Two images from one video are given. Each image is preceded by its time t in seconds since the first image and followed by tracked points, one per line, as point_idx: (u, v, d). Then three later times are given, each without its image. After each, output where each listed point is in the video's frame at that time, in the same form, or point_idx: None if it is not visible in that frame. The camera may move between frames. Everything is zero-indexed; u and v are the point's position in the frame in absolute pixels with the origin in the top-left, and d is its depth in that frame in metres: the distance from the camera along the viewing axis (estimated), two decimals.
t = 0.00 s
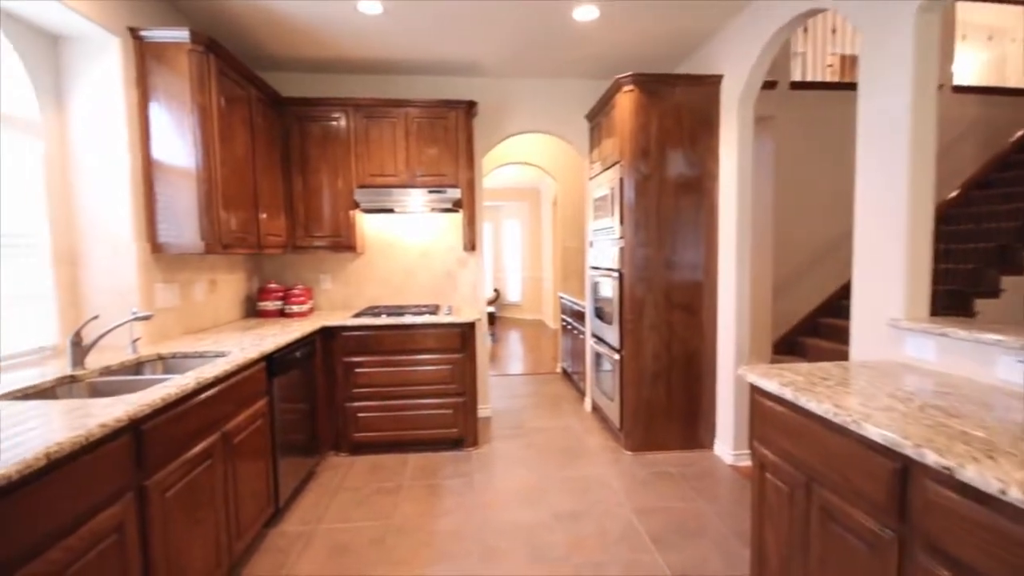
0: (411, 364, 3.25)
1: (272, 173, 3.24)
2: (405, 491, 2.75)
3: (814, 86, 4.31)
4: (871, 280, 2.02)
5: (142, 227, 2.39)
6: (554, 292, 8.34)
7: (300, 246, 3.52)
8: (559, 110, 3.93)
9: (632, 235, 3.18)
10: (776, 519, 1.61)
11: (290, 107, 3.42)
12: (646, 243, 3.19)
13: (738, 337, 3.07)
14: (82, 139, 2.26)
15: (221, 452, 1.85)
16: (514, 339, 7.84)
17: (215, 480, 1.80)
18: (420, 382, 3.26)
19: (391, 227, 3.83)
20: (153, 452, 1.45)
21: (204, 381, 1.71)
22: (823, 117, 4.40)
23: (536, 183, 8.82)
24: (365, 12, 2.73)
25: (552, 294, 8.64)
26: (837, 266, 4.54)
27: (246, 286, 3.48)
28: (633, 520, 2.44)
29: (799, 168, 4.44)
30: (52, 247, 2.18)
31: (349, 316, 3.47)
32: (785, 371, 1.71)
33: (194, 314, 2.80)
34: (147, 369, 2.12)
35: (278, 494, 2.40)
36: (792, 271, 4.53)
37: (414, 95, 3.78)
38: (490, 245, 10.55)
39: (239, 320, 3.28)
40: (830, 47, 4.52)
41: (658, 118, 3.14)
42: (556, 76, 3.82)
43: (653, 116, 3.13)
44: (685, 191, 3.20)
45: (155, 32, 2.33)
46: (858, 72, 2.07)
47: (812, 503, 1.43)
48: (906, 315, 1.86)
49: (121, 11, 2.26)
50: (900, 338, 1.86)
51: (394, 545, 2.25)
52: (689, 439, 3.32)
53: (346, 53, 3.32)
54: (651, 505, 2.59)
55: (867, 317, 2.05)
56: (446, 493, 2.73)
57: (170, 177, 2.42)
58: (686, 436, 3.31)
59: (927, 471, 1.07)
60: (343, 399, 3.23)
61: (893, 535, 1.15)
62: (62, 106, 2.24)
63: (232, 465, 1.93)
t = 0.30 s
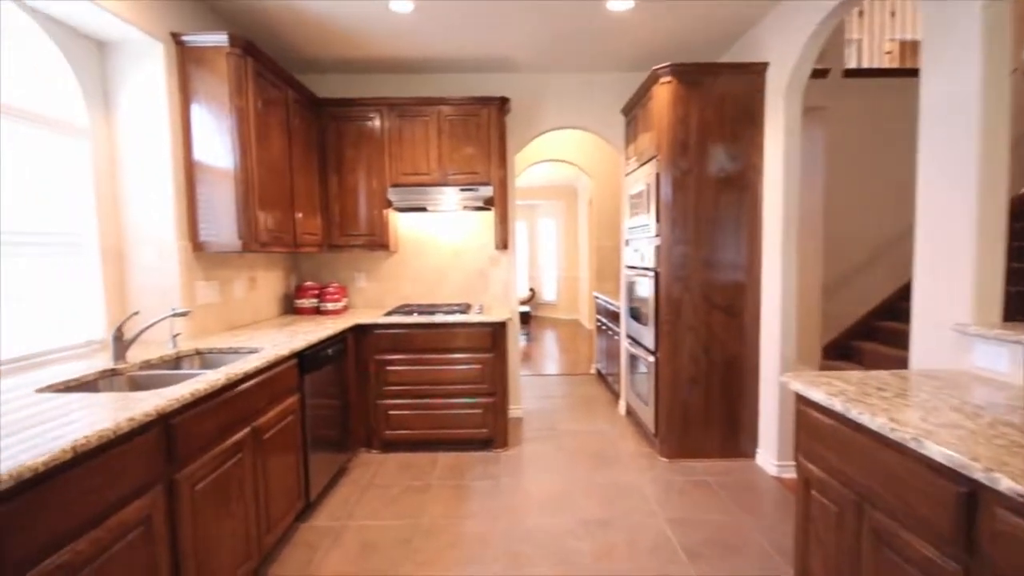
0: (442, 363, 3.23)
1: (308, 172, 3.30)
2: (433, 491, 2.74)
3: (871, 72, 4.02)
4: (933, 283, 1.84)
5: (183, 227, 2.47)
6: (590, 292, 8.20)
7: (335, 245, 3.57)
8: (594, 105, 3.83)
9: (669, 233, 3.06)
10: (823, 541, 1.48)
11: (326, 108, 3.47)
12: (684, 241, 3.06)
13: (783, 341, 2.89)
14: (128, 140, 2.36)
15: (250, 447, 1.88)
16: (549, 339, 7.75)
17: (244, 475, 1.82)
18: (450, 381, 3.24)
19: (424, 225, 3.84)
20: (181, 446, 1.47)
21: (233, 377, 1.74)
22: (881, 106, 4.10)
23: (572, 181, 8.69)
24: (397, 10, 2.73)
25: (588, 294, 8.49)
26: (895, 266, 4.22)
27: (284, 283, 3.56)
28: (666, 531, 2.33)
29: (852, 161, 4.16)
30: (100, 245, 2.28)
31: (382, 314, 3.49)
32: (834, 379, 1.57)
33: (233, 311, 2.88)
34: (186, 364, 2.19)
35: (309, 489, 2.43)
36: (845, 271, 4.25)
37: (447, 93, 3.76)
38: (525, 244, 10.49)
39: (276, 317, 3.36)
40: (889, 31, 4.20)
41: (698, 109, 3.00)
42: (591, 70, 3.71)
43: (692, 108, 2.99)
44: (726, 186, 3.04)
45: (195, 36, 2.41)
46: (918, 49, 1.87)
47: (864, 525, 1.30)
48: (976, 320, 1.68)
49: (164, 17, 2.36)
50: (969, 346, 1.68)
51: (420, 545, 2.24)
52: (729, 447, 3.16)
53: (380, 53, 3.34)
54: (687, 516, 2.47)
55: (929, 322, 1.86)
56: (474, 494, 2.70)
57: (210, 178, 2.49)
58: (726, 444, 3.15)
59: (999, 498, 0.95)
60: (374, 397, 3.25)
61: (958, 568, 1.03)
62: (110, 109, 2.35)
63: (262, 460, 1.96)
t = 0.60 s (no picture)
0: (471, 363, 3.20)
1: (343, 172, 3.34)
2: (460, 492, 2.71)
3: (936, 57, 3.72)
4: (1006, 286, 1.65)
5: (222, 227, 2.55)
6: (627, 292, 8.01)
7: (369, 244, 3.61)
8: (631, 99, 3.70)
9: (708, 232, 2.91)
10: (873, 568, 1.35)
11: (360, 109, 3.52)
12: (724, 239, 2.91)
13: (832, 347, 2.70)
14: (172, 142, 2.47)
15: (279, 443, 1.90)
16: (586, 340, 7.62)
17: (272, 471, 1.85)
18: (479, 382, 3.21)
19: (457, 224, 3.82)
20: (208, 441, 1.50)
21: (260, 374, 1.76)
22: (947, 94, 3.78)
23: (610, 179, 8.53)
24: (428, 8, 2.72)
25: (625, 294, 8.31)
26: (962, 267, 3.89)
27: (320, 282, 3.63)
28: (701, 546, 2.21)
29: (914, 153, 3.86)
30: (145, 243, 2.38)
31: (413, 313, 3.50)
32: (889, 391, 1.43)
33: (270, 308, 2.95)
34: (222, 359, 2.25)
35: (338, 486, 2.45)
36: (904, 273, 3.94)
37: (480, 91, 3.73)
38: (562, 243, 10.38)
39: (312, 314, 3.42)
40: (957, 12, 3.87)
41: (740, 100, 2.84)
42: (628, 63, 3.59)
43: (733, 100, 2.84)
44: (771, 181, 2.87)
45: (234, 41, 2.49)
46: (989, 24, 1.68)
47: (921, 555, 1.17)
48: None
49: (204, 24, 2.44)
50: None
51: (445, 547, 2.22)
52: (772, 458, 2.98)
53: (413, 52, 3.35)
54: (724, 531, 2.34)
55: (1000, 328, 1.68)
56: (502, 497, 2.66)
57: (247, 179, 2.56)
58: (768, 455, 2.98)
59: None
60: (405, 396, 3.26)
61: None
62: (155, 113, 2.45)
63: (290, 456, 1.98)
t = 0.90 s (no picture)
0: (500, 366, 3.15)
1: (374, 175, 3.37)
2: (487, 498, 2.67)
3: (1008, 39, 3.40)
4: None
5: (257, 229, 2.61)
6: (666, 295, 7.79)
7: (400, 245, 3.63)
8: (667, 95, 3.56)
9: (748, 231, 2.76)
10: None
11: (392, 112, 3.54)
12: (767, 239, 2.74)
13: (887, 355, 2.50)
14: (210, 146, 2.55)
15: (303, 444, 1.91)
16: (622, 344, 7.44)
17: (296, 471, 1.86)
18: (507, 385, 3.16)
19: (487, 225, 3.79)
20: (230, 441, 1.51)
21: (285, 375, 1.77)
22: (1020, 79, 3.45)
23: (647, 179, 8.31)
24: (456, 8, 2.71)
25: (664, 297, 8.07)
26: None
27: (352, 284, 3.67)
28: (739, 566, 2.08)
29: (982, 145, 3.54)
30: (183, 245, 2.47)
31: (443, 315, 3.49)
32: (951, 406, 1.28)
33: (302, 309, 3.00)
34: (253, 359, 2.29)
35: (364, 487, 2.45)
36: (972, 274, 3.61)
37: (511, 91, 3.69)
38: (598, 245, 10.21)
39: (344, 316, 3.46)
40: None
41: (783, 91, 2.68)
42: (663, 57, 3.46)
43: (776, 91, 2.68)
44: (818, 177, 2.69)
45: (268, 48, 2.55)
46: None
47: None
48: None
49: (240, 31, 2.52)
50: None
51: (469, 554, 2.17)
52: (819, 473, 2.79)
53: (443, 54, 3.35)
54: (765, 550, 2.19)
55: None
56: (529, 504, 2.60)
57: (280, 183, 2.62)
58: (814, 470, 2.79)
59: None
60: (434, 398, 3.25)
61: None
62: (194, 118, 2.55)
63: (315, 457, 1.99)
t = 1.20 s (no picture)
0: (527, 373, 3.07)
1: (402, 180, 3.38)
2: (511, 509, 2.60)
3: None
4: None
5: (285, 233, 2.65)
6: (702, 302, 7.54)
7: (428, 251, 3.62)
8: (701, 93, 3.43)
9: (790, 233, 2.59)
10: None
11: (420, 117, 3.56)
12: (810, 241, 2.57)
13: (948, 367, 2.29)
14: (242, 152, 2.62)
15: (324, 448, 1.89)
16: (658, 352, 7.23)
17: (317, 476, 1.84)
18: (534, 393, 3.07)
19: (515, 230, 3.73)
20: (247, 444, 1.50)
21: (304, 378, 1.76)
22: None
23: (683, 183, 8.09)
24: (482, 9, 2.68)
25: (700, 305, 7.81)
26: None
27: (381, 289, 3.68)
28: None
29: None
30: (215, 249, 2.55)
31: (470, 320, 3.44)
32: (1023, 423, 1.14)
33: (331, 313, 3.01)
34: (279, 362, 2.30)
35: (388, 494, 2.42)
36: None
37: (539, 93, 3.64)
38: (632, 251, 10.01)
39: (373, 321, 3.46)
40: None
41: (826, 84, 2.52)
42: (697, 54, 3.34)
43: (820, 83, 2.52)
44: (867, 174, 2.51)
45: (298, 56, 2.60)
46: None
47: None
48: None
49: (271, 41, 2.58)
50: None
51: (491, 567, 2.10)
52: (871, 494, 2.58)
53: (471, 58, 3.34)
54: None
55: None
56: (555, 517, 2.51)
57: (309, 188, 2.65)
58: (865, 490, 2.58)
59: None
60: (460, 404, 3.20)
61: None
62: (227, 127, 2.62)
63: (336, 461, 1.97)
